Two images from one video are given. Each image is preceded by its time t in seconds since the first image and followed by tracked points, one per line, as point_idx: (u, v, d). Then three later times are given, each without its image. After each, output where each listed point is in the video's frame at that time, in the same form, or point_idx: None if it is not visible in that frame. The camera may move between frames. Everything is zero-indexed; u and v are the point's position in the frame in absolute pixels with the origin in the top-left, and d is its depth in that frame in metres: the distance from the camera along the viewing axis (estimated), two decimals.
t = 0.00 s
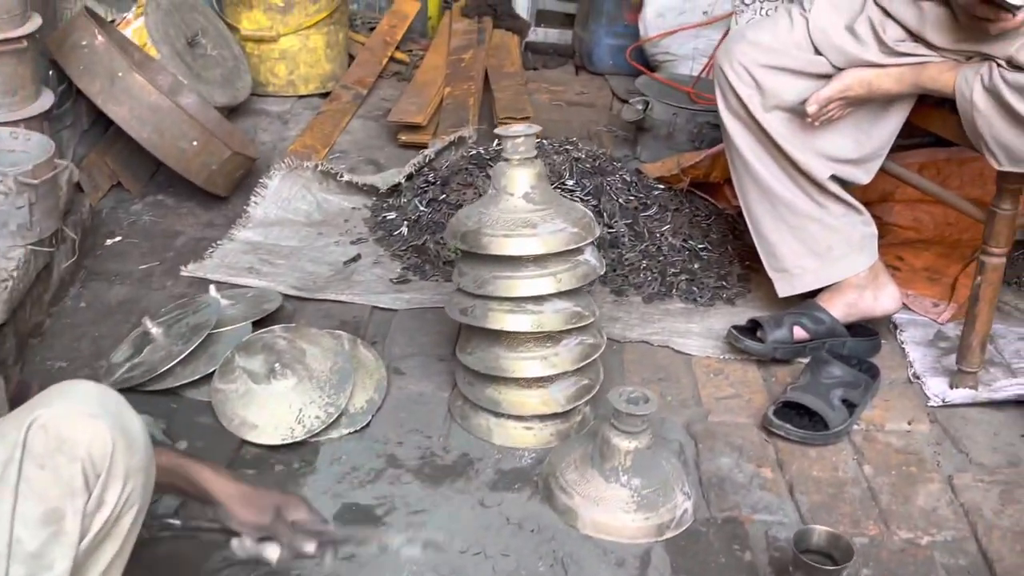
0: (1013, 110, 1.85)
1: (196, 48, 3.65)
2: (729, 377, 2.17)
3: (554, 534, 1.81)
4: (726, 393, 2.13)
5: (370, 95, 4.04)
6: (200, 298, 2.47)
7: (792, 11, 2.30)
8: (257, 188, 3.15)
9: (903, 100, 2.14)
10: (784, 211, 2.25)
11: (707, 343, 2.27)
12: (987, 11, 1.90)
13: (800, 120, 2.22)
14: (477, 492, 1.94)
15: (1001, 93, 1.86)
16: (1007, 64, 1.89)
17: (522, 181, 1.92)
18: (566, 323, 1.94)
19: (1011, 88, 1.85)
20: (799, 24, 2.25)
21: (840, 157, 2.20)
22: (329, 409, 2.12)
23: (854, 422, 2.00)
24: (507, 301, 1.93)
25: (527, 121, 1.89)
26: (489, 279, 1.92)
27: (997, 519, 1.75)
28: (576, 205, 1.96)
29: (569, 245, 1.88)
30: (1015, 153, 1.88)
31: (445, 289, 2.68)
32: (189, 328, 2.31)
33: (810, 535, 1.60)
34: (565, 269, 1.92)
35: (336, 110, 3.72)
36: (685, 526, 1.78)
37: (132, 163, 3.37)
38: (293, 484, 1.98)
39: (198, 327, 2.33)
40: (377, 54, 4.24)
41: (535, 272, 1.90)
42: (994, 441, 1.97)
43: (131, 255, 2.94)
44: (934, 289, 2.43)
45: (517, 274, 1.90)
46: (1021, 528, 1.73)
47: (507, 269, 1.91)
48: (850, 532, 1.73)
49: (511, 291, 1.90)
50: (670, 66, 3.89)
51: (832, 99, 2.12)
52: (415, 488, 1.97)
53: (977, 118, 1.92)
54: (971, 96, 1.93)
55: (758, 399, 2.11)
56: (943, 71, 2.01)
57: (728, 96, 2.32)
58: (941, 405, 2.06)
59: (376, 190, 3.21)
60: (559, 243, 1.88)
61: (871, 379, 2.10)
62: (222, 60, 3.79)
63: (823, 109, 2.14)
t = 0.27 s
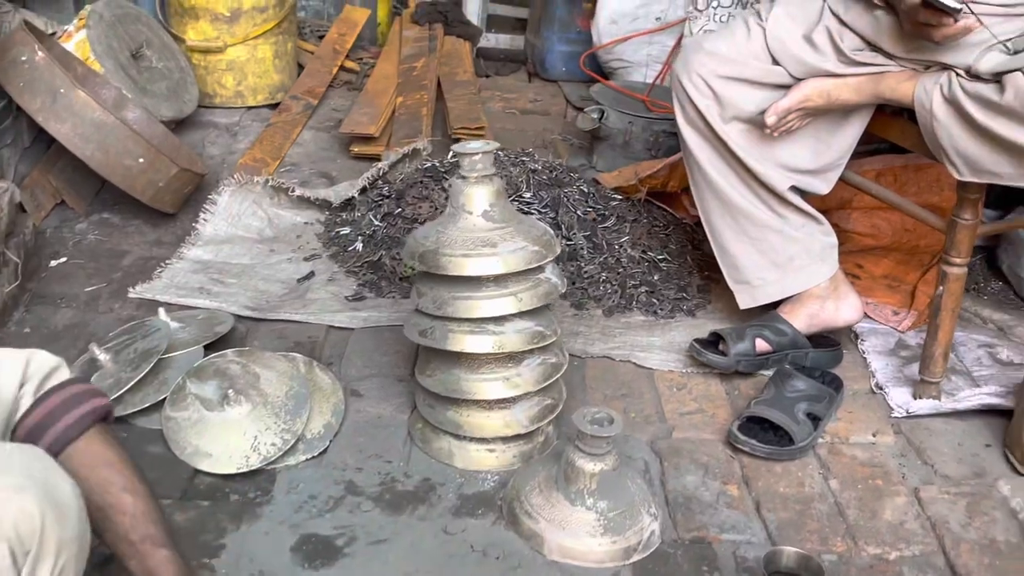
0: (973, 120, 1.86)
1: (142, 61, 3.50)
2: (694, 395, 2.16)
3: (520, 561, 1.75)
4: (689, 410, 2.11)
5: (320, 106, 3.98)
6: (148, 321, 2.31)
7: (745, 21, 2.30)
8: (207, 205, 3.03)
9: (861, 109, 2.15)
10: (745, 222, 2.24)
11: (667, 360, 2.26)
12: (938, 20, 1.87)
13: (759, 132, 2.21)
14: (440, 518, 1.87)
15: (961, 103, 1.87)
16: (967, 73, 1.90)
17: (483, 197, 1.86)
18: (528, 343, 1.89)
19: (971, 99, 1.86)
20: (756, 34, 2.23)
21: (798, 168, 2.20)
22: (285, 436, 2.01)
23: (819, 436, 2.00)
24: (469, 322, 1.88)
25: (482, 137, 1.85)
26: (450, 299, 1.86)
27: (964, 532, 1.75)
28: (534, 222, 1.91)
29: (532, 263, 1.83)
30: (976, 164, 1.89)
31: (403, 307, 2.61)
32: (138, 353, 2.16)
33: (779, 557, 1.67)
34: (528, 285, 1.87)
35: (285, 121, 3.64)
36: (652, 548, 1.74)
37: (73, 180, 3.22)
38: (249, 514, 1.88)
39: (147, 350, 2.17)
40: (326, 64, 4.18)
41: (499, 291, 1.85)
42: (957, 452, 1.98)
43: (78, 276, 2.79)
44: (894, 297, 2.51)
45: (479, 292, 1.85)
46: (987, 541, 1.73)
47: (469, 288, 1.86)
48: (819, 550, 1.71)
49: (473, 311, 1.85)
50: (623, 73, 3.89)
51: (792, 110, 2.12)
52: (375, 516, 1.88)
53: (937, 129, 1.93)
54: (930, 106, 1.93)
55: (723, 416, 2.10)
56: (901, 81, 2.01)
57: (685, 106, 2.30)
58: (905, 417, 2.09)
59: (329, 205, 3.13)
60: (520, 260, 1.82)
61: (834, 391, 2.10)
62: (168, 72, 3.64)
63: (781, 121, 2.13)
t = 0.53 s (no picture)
0: (926, 119, 1.86)
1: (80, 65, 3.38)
2: (652, 397, 2.14)
3: (480, 572, 1.70)
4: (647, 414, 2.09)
5: (267, 107, 3.89)
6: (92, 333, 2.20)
7: (698, 22, 2.29)
8: (151, 211, 2.93)
9: (813, 109, 2.16)
10: (701, 224, 2.22)
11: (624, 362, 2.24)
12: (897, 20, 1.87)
13: (712, 132, 2.19)
14: (397, 530, 1.81)
15: (913, 102, 1.88)
16: (917, 73, 1.92)
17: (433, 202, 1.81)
18: (484, 351, 1.85)
19: (924, 97, 1.86)
20: (708, 33, 2.23)
21: (751, 168, 2.19)
22: (237, 450, 1.92)
23: (776, 437, 1.99)
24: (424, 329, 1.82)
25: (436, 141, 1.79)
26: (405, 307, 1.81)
27: (922, 531, 1.75)
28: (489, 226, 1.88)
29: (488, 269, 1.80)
30: (928, 163, 1.90)
31: (356, 313, 2.54)
32: (83, 367, 2.04)
33: (742, 563, 1.68)
34: (483, 291, 1.83)
35: (231, 122, 3.55)
36: (613, 556, 1.71)
37: (14, 189, 3.05)
38: (201, 531, 1.80)
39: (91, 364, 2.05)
40: (273, 62, 4.09)
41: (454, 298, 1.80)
42: (914, 450, 1.99)
43: (17, 287, 2.63)
44: (847, 295, 2.52)
45: (436, 298, 1.81)
46: (945, 539, 1.73)
47: (424, 295, 1.81)
48: (779, 552, 1.70)
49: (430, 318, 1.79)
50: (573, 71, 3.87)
51: (745, 110, 2.11)
52: (331, 529, 1.81)
53: (890, 128, 1.93)
54: (883, 105, 1.94)
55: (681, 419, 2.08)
56: (854, 80, 2.01)
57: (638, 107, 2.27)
58: (860, 415, 2.09)
59: (278, 209, 3.06)
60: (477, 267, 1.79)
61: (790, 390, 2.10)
62: (108, 74, 3.52)
63: (735, 120, 2.12)
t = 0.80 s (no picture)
0: (892, 110, 1.88)
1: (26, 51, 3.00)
2: (620, 395, 2.12)
3: None
4: (617, 412, 2.07)
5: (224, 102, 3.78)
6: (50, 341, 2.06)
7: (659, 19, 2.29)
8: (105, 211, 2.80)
9: (778, 100, 2.15)
10: (667, 216, 2.21)
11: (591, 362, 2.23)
12: (864, 15, 1.88)
13: (678, 125, 2.17)
14: (367, 535, 1.78)
15: (879, 93, 1.89)
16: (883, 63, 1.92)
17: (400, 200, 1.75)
18: (452, 350, 1.82)
19: (890, 88, 1.88)
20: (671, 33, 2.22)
21: (717, 161, 2.18)
22: (201, 455, 1.87)
23: (746, 431, 1.99)
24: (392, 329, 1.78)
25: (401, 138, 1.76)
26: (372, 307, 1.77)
27: (893, 521, 1.76)
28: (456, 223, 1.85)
29: (456, 268, 1.76)
30: (895, 154, 1.91)
31: (320, 314, 2.49)
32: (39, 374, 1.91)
33: (716, 559, 1.68)
34: (453, 289, 1.80)
35: (186, 122, 3.48)
36: (586, 555, 1.70)
37: None
38: (167, 539, 1.74)
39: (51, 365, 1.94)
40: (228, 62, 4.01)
41: (423, 297, 1.76)
42: (884, 441, 2.00)
43: None
44: (814, 286, 2.52)
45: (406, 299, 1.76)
46: (916, 529, 1.74)
47: (392, 294, 1.76)
48: (753, 546, 1.70)
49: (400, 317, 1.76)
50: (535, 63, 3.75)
51: (711, 103, 2.09)
52: (299, 535, 1.77)
53: (856, 120, 1.94)
54: (848, 97, 1.95)
55: (651, 414, 2.06)
56: (818, 72, 2.02)
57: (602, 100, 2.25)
58: (829, 407, 2.10)
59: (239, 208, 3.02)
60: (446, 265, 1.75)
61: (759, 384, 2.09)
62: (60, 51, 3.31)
63: (701, 113, 2.10)
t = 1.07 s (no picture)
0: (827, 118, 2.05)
1: None
2: (586, 394, 2.07)
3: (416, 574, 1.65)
4: (582, 406, 2.04)
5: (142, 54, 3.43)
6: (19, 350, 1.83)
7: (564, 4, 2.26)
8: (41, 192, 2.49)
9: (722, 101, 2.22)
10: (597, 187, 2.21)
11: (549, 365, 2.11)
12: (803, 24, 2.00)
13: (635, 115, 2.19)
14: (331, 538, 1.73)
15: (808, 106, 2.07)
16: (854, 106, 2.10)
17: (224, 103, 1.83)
18: (411, 346, 1.79)
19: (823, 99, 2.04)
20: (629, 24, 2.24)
21: (674, 153, 2.23)
22: (161, 459, 1.82)
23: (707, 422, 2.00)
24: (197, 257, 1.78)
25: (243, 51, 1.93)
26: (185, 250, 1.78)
27: (851, 508, 1.80)
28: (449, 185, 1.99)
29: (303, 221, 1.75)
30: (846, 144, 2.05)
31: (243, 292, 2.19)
32: None
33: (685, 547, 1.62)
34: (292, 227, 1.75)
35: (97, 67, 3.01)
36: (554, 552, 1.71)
37: None
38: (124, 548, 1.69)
39: None
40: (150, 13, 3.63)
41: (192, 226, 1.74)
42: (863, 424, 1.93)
43: None
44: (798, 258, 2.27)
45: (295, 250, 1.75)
46: (872, 515, 1.78)
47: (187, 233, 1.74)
48: (727, 539, 1.65)
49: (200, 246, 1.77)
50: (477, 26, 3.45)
51: (659, 95, 2.15)
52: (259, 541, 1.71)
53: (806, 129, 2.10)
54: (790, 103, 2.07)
55: (615, 412, 2.02)
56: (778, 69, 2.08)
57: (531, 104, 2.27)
58: (793, 394, 2.04)
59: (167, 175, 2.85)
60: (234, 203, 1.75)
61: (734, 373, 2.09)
62: None
63: (654, 103, 2.16)
